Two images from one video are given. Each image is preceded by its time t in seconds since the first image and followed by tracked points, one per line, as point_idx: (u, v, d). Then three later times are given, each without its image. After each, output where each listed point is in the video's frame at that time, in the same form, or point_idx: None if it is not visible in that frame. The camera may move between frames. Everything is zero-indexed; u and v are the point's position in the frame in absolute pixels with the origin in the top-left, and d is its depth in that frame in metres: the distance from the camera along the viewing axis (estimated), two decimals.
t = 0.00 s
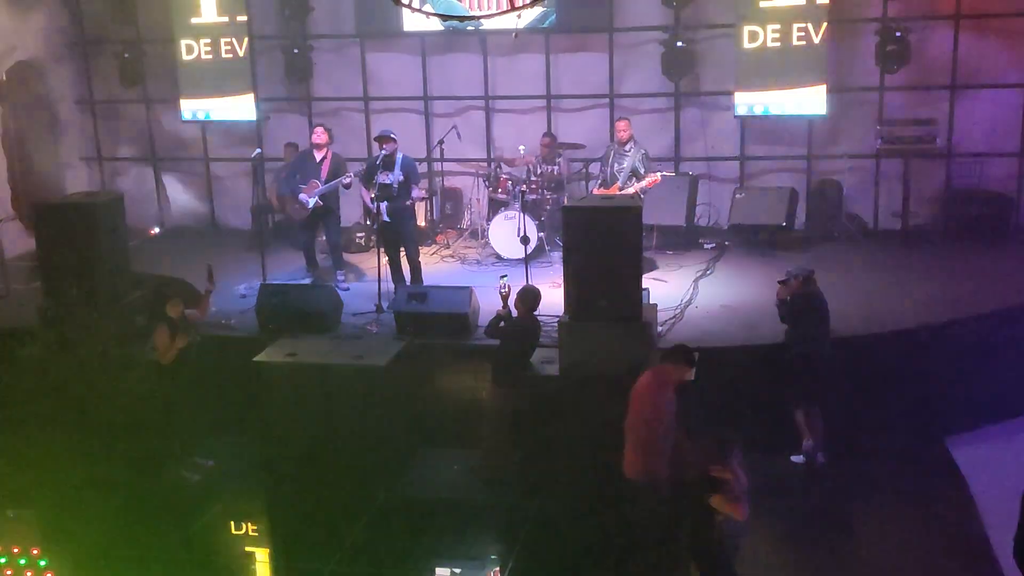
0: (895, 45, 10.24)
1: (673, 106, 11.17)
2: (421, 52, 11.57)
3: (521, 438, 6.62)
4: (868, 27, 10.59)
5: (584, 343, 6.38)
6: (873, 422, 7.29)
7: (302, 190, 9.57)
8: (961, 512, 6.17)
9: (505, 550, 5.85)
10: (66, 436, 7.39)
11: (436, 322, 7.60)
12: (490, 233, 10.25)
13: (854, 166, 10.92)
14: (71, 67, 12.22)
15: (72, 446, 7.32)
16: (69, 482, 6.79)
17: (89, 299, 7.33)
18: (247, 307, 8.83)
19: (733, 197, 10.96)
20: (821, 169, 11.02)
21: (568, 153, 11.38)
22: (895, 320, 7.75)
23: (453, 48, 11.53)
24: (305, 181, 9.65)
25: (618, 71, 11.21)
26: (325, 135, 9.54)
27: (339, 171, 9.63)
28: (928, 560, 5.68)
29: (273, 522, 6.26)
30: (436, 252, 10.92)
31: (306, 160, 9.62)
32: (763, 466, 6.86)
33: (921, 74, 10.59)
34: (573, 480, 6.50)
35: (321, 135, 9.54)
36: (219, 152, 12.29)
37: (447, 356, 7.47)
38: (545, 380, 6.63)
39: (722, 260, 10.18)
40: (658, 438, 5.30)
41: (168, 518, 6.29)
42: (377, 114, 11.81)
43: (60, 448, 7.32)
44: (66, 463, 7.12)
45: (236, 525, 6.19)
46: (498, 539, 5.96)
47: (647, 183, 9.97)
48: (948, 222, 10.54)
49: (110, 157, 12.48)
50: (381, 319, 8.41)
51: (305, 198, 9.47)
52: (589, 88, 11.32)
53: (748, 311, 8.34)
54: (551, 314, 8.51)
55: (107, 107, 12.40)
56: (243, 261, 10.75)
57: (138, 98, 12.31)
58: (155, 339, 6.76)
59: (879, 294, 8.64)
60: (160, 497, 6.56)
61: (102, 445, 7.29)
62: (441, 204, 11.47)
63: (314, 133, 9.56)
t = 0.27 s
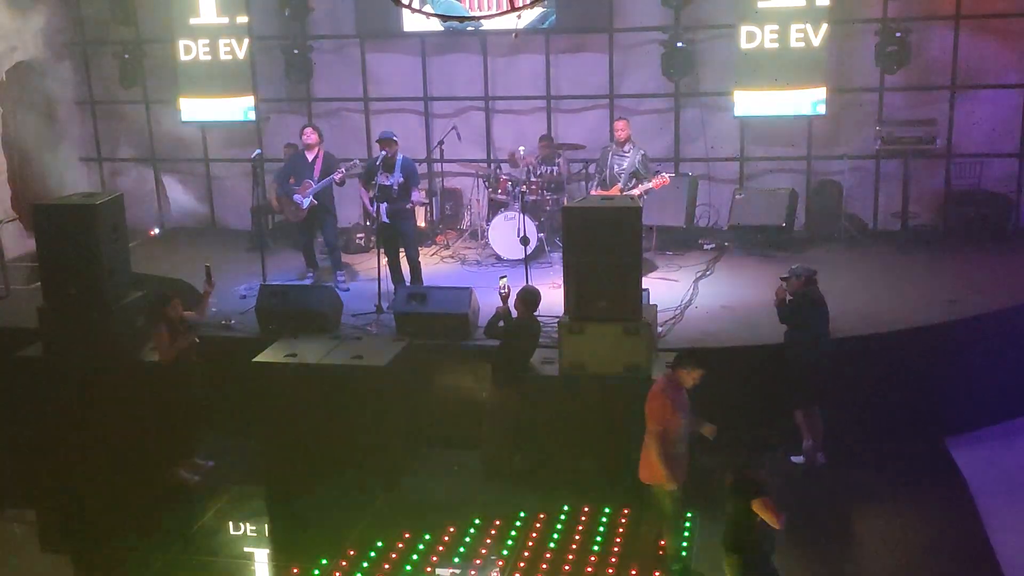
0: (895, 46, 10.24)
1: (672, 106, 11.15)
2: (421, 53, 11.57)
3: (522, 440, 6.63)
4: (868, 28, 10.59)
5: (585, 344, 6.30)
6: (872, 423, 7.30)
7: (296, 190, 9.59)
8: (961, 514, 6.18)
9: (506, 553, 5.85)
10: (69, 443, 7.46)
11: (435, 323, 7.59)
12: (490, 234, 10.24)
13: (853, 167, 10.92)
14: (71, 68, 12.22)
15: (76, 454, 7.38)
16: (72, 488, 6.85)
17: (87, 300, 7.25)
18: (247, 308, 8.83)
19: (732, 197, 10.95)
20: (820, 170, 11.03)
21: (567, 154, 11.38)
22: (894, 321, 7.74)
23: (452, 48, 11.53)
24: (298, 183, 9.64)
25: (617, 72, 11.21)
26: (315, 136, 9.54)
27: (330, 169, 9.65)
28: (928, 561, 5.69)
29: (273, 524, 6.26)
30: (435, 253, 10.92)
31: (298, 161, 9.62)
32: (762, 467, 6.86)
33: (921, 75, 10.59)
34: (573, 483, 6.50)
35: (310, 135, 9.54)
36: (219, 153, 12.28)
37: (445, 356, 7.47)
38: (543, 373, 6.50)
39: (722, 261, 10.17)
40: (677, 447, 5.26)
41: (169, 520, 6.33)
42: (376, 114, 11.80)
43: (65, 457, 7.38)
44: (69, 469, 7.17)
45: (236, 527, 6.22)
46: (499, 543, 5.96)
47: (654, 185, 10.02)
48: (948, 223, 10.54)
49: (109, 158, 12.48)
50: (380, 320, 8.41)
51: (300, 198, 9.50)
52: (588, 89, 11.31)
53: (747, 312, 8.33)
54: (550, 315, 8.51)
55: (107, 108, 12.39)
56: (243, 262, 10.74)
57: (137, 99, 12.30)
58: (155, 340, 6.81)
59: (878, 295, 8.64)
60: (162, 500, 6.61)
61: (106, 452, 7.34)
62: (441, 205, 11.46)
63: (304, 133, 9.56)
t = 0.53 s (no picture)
0: (895, 46, 10.23)
1: (673, 106, 11.15)
2: (421, 53, 11.57)
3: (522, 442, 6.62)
4: (868, 28, 10.59)
5: (584, 343, 6.27)
6: (873, 423, 7.30)
7: (293, 191, 9.56)
8: (959, 514, 6.19)
9: (505, 554, 5.85)
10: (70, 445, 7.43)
11: (436, 324, 7.58)
12: (490, 235, 10.25)
13: (853, 167, 10.93)
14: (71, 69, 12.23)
15: (77, 456, 7.37)
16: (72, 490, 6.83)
17: (87, 302, 7.17)
18: (247, 308, 8.85)
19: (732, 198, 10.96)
20: (820, 170, 11.04)
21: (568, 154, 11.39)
22: (895, 322, 7.74)
23: (452, 49, 11.52)
24: (295, 183, 9.62)
25: (617, 73, 11.20)
26: (308, 137, 9.55)
27: (326, 169, 9.66)
28: (928, 562, 5.69)
29: (273, 526, 6.27)
30: (436, 253, 10.93)
31: (293, 163, 9.61)
32: (762, 468, 6.87)
33: (921, 76, 10.59)
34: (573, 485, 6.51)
35: (303, 137, 9.53)
36: (219, 153, 12.29)
37: (445, 357, 7.47)
38: (544, 377, 6.43)
39: (722, 262, 10.18)
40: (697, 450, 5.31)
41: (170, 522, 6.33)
42: (376, 115, 11.80)
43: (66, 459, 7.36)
44: (70, 471, 7.16)
45: (236, 528, 6.23)
46: (498, 544, 5.96)
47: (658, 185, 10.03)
48: (948, 224, 10.55)
49: (110, 159, 12.50)
50: (380, 320, 8.41)
51: (298, 198, 9.50)
52: (588, 89, 11.31)
53: (746, 313, 8.34)
54: (550, 316, 8.51)
55: (107, 108, 12.40)
56: (243, 262, 10.75)
57: (137, 99, 12.31)
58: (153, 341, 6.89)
59: (878, 295, 8.64)
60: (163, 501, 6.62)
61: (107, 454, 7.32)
62: (441, 205, 11.47)
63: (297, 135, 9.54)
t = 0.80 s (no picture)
0: (895, 47, 10.23)
1: (672, 107, 11.15)
2: (421, 53, 11.56)
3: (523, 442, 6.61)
4: (868, 29, 10.59)
5: (585, 344, 6.25)
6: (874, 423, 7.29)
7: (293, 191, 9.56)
8: (959, 515, 6.19)
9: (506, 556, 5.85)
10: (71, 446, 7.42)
11: (436, 325, 7.51)
12: (490, 235, 10.25)
13: (853, 168, 10.93)
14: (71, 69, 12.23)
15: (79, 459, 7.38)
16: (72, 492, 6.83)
17: (87, 304, 7.17)
18: (248, 308, 8.86)
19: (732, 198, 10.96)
20: (820, 171, 11.04)
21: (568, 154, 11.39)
22: (895, 322, 7.74)
23: (452, 49, 11.52)
24: (294, 184, 9.63)
25: (617, 73, 11.20)
26: (305, 138, 9.53)
27: (325, 169, 9.66)
28: (929, 562, 5.70)
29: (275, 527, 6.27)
30: (436, 253, 10.94)
31: (292, 163, 9.60)
32: (762, 469, 6.87)
33: (921, 76, 10.59)
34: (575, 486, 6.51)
35: (300, 137, 9.52)
36: (219, 153, 12.28)
37: (446, 357, 7.47)
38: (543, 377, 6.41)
39: (722, 262, 10.19)
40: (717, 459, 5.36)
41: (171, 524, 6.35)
42: (376, 115, 11.80)
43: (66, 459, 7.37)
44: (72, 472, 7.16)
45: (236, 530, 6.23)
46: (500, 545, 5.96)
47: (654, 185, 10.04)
48: (948, 224, 10.55)
49: (110, 159, 12.50)
50: (380, 320, 8.41)
51: (298, 199, 9.49)
52: (588, 90, 11.31)
53: (746, 313, 8.33)
54: (550, 316, 8.51)
55: (107, 109, 12.40)
56: (243, 263, 10.75)
57: (137, 100, 12.31)
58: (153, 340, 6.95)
59: (878, 295, 8.64)
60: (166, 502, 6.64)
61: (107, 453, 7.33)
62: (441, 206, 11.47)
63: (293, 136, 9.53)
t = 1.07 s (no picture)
0: (894, 48, 10.24)
1: (673, 108, 11.15)
2: (421, 54, 11.57)
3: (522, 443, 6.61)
4: (868, 29, 10.59)
5: (584, 343, 6.27)
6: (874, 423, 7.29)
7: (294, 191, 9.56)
8: (958, 515, 6.20)
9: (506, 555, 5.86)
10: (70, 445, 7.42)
11: (435, 326, 7.51)
12: (490, 236, 10.25)
13: (853, 169, 10.93)
14: (72, 70, 12.24)
15: (80, 458, 7.40)
16: (71, 491, 6.84)
17: (86, 304, 7.18)
18: (248, 308, 8.87)
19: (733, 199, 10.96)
20: (820, 171, 11.04)
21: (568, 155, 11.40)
22: (895, 323, 7.75)
23: (452, 50, 11.52)
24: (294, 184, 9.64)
25: (618, 74, 11.21)
26: (304, 138, 9.54)
27: (325, 168, 9.67)
28: (929, 562, 5.70)
29: (274, 527, 6.28)
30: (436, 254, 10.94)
31: (292, 163, 9.61)
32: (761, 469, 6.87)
33: (921, 77, 10.59)
34: (574, 486, 6.50)
35: (300, 138, 9.53)
36: (220, 154, 12.29)
37: (446, 358, 7.48)
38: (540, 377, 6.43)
39: (722, 263, 10.19)
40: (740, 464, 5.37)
41: (169, 522, 6.34)
42: (377, 116, 11.81)
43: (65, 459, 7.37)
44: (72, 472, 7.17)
45: (236, 529, 6.25)
46: (499, 545, 5.97)
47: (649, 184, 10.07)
48: (947, 225, 10.55)
49: (110, 160, 12.51)
50: (381, 321, 8.42)
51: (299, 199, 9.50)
52: (588, 91, 11.31)
53: (746, 313, 8.34)
54: (550, 317, 8.51)
55: (108, 109, 12.42)
56: (243, 263, 10.75)
57: (138, 100, 12.32)
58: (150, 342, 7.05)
59: (878, 296, 8.64)
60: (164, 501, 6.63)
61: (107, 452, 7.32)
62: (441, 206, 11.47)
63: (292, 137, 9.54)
